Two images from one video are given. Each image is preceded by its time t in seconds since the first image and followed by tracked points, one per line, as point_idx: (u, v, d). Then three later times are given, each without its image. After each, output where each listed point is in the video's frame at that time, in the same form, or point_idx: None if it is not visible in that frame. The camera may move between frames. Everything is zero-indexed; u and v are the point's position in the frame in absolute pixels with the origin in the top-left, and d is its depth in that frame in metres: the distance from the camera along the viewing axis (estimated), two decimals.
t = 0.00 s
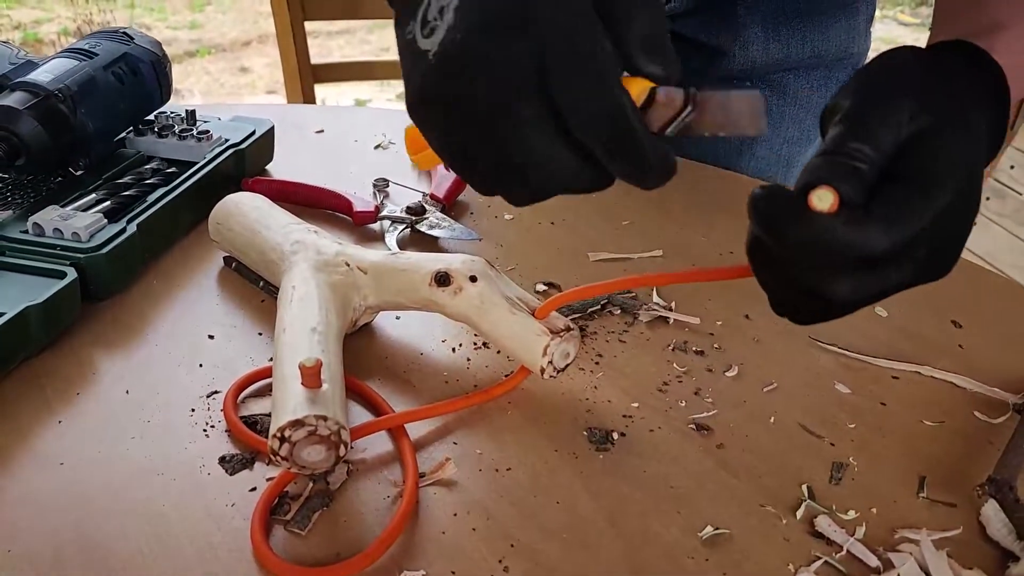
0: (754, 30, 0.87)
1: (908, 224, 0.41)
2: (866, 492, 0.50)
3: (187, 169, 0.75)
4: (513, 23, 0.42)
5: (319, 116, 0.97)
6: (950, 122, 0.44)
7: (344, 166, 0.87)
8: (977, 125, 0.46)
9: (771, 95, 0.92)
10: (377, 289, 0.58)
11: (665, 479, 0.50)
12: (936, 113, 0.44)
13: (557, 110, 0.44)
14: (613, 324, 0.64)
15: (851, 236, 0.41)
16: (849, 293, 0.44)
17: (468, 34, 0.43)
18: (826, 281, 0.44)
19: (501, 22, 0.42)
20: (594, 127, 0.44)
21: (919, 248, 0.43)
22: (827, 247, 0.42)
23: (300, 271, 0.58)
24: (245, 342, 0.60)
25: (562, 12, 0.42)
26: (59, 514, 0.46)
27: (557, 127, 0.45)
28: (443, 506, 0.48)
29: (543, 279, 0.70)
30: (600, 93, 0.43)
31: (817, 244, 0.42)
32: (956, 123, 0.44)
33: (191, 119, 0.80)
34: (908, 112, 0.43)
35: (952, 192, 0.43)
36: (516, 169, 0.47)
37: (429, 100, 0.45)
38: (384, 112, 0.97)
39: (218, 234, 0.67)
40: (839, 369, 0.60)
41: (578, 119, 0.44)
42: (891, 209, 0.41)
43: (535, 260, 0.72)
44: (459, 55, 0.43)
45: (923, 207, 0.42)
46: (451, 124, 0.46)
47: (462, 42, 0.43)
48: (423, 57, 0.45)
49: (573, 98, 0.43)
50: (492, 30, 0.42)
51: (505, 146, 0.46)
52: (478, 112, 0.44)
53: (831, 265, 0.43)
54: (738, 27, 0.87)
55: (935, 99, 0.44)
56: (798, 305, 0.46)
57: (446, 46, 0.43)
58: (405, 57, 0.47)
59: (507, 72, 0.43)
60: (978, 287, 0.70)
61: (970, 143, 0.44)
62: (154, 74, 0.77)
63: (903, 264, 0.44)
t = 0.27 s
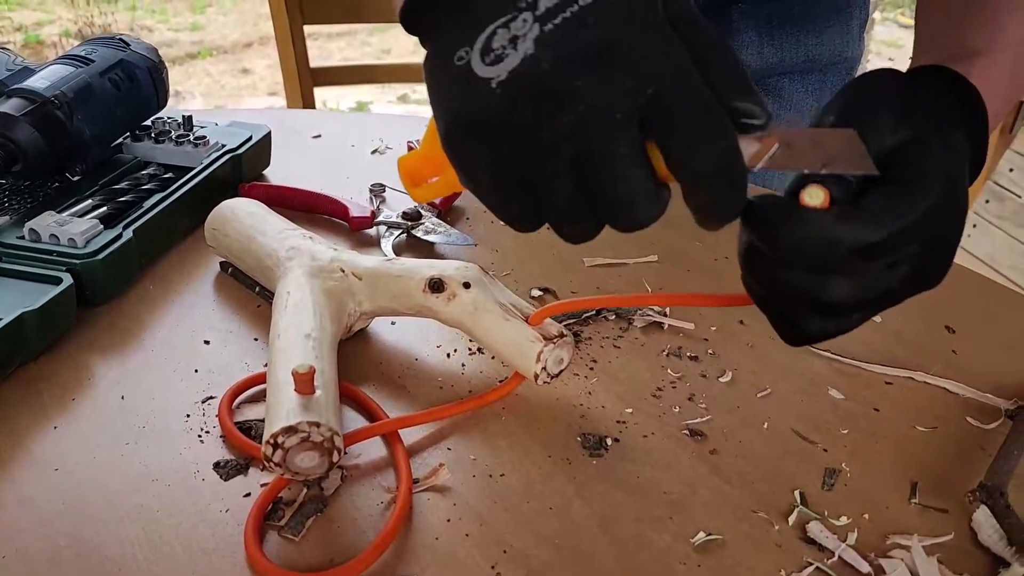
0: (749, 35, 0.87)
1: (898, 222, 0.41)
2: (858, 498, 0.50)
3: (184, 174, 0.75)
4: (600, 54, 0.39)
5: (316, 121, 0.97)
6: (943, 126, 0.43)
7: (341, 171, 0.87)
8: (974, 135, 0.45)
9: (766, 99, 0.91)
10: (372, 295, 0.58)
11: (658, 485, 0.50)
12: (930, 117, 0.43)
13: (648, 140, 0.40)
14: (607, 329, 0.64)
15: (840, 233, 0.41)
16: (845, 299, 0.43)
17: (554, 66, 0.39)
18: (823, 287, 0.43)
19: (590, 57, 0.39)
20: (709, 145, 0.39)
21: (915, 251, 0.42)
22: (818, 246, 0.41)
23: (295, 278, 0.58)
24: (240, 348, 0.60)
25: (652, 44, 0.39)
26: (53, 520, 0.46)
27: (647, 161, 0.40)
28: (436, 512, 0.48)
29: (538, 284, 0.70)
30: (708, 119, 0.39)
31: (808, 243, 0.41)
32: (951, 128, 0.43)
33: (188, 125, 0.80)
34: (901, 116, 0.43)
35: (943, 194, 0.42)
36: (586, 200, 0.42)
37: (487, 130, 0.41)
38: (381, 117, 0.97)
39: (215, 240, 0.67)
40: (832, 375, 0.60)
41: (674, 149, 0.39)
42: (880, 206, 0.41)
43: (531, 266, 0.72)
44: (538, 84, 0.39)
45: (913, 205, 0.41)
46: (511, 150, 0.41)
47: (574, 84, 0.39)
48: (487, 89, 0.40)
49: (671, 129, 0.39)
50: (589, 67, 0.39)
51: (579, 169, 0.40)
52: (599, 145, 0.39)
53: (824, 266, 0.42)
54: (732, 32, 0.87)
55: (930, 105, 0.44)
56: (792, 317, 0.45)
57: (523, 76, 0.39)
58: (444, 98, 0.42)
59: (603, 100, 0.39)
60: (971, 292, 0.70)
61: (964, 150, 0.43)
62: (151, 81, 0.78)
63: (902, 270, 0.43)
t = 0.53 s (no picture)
0: (745, 38, 0.86)
1: (872, 221, 0.40)
2: (854, 501, 0.51)
3: (181, 178, 0.75)
4: (605, 78, 0.37)
5: (315, 124, 0.97)
6: (922, 135, 0.43)
7: (339, 175, 0.88)
8: (958, 147, 0.45)
9: (762, 101, 0.91)
10: (368, 299, 0.59)
11: (654, 488, 0.50)
12: (907, 127, 0.43)
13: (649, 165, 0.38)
14: (604, 333, 0.64)
15: (815, 235, 0.40)
16: (830, 305, 0.43)
17: (558, 89, 0.37)
18: (804, 294, 0.42)
19: (594, 80, 0.37)
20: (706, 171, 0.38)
21: (896, 255, 0.42)
22: (798, 252, 0.40)
23: (292, 281, 0.58)
24: (238, 351, 0.60)
25: (654, 69, 0.38)
26: (50, 524, 0.46)
27: (648, 186, 0.39)
28: (432, 516, 0.48)
29: (536, 288, 0.70)
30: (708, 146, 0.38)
31: (783, 247, 0.40)
32: (931, 137, 0.43)
33: (185, 128, 0.80)
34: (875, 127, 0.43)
35: (920, 196, 0.41)
36: (584, 223, 0.40)
37: (485, 151, 0.39)
38: (379, 120, 0.97)
39: (212, 243, 0.67)
40: (829, 377, 0.61)
41: (675, 175, 0.38)
42: (855, 206, 0.40)
43: (528, 269, 0.73)
44: (539, 107, 0.37)
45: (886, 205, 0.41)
46: (508, 172, 0.39)
47: (579, 107, 0.37)
48: (486, 110, 0.38)
49: (673, 154, 0.38)
50: (594, 90, 0.37)
51: (578, 192, 0.39)
52: (600, 169, 0.37)
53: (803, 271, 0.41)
54: (728, 36, 0.87)
55: (910, 117, 0.44)
56: (780, 329, 0.45)
57: (525, 98, 0.37)
58: (440, 116, 0.40)
59: (607, 125, 0.37)
60: (968, 295, 0.70)
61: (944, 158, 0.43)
62: (149, 85, 0.78)
63: (884, 274, 0.43)
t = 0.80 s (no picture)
0: (747, 41, 0.86)
1: (881, 220, 0.40)
2: (853, 502, 0.51)
3: (180, 180, 0.75)
4: (612, 90, 0.36)
5: (313, 126, 0.97)
6: (925, 138, 0.43)
7: (338, 177, 0.88)
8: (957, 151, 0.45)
9: (763, 103, 0.91)
10: (367, 301, 0.59)
11: (653, 490, 0.50)
12: (908, 130, 0.43)
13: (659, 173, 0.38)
14: (603, 335, 0.64)
15: (824, 235, 0.40)
16: (839, 302, 0.43)
17: (564, 104, 0.36)
18: (813, 291, 0.42)
19: (601, 92, 0.36)
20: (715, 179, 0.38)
21: (903, 253, 0.42)
22: (808, 252, 0.40)
23: (291, 283, 0.58)
24: (236, 354, 0.60)
25: (661, 76, 0.37)
26: (49, 526, 0.46)
27: (657, 192, 0.39)
28: (432, 517, 0.48)
29: (535, 289, 0.70)
30: (717, 153, 0.37)
31: (794, 248, 0.40)
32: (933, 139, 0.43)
33: (184, 130, 0.80)
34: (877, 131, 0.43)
35: (925, 197, 0.41)
36: (595, 229, 0.40)
37: (492, 164, 0.38)
38: (378, 122, 0.98)
39: (211, 245, 0.67)
40: (827, 378, 0.61)
41: (685, 183, 0.38)
42: (863, 203, 0.40)
43: (526, 270, 0.73)
44: (548, 122, 0.37)
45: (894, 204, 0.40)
46: (518, 184, 0.39)
47: (586, 121, 0.36)
48: (492, 125, 0.38)
49: (682, 162, 0.37)
50: (601, 102, 0.36)
51: (588, 201, 0.39)
52: (610, 181, 0.37)
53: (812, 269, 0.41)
54: (730, 38, 0.86)
55: (911, 120, 0.44)
56: (787, 327, 0.45)
57: (532, 113, 0.37)
58: (445, 128, 0.39)
59: (617, 139, 0.36)
60: (966, 296, 0.70)
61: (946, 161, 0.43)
62: (147, 87, 0.78)
63: (892, 271, 0.43)
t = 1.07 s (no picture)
0: (747, 41, 0.86)
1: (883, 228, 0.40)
2: (851, 503, 0.51)
3: (177, 182, 0.75)
4: (617, 107, 0.36)
5: (310, 128, 0.97)
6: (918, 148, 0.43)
7: (335, 179, 0.88)
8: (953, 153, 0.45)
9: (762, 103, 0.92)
10: (364, 303, 0.59)
11: (651, 491, 0.50)
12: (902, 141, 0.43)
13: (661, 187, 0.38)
14: (601, 337, 0.64)
15: (828, 241, 0.40)
16: (845, 309, 0.43)
17: (568, 122, 0.36)
18: (818, 299, 0.42)
19: (606, 109, 0.35)
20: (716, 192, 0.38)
21: (908, 259, 0.42)
22: (812, 259, 0.40)
23: (288, 286, 0.58)
24: (234, 357, 0.60)
25: (665, 92, 0.36)
26: (46, 530, 0.46)
27: (660, 205, 0.38)
28: (429, 519, 0.48)
29: (532, 291, 0.70)
30: (719, 169, 0.37)
31: (798, 256, 0.40)
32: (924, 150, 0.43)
33: (181, 133, 0.80)
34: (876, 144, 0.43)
35: (925, 204, 0.41)
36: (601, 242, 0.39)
37: (499, 179, 0.38)
38: (375, 124, 0.98)
39: (208, 248, 0.67)
40: (825, 379, 0.61)
41: (687, 197, 0.37)
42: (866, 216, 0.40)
43: (524, 271, 0.73)
44: (551, 139, 0.36)
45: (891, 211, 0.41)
46: (524, 199, 0.38)
47: (589, 138, 0.36)
48: (498, 139, 0.37)
49: (685, 178, 0.37)
50: (606, 120, 0.35)
51: (593, 214, 0.38)
52: (614, 198, 0.37)
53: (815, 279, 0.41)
54: (730, 39, 0.86)
55: (901, 130, 0.44)
56: (792, 336, 0.45)
57: (536, 130, 0.36)
58: (454, 139, 0.39)
59: (619, 155, 0.36)
60: (964, 296, 0.70)
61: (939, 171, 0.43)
62: (144, 90, 0.78)
63: (898, 276, 0.43)
